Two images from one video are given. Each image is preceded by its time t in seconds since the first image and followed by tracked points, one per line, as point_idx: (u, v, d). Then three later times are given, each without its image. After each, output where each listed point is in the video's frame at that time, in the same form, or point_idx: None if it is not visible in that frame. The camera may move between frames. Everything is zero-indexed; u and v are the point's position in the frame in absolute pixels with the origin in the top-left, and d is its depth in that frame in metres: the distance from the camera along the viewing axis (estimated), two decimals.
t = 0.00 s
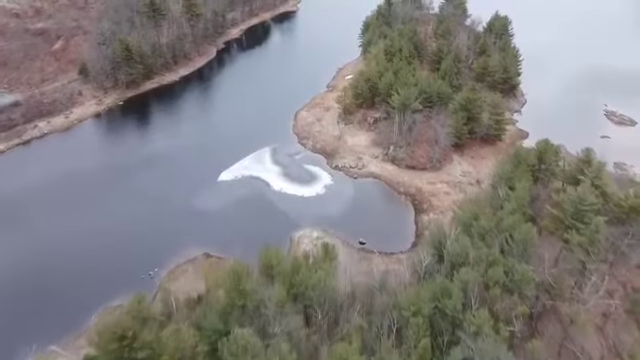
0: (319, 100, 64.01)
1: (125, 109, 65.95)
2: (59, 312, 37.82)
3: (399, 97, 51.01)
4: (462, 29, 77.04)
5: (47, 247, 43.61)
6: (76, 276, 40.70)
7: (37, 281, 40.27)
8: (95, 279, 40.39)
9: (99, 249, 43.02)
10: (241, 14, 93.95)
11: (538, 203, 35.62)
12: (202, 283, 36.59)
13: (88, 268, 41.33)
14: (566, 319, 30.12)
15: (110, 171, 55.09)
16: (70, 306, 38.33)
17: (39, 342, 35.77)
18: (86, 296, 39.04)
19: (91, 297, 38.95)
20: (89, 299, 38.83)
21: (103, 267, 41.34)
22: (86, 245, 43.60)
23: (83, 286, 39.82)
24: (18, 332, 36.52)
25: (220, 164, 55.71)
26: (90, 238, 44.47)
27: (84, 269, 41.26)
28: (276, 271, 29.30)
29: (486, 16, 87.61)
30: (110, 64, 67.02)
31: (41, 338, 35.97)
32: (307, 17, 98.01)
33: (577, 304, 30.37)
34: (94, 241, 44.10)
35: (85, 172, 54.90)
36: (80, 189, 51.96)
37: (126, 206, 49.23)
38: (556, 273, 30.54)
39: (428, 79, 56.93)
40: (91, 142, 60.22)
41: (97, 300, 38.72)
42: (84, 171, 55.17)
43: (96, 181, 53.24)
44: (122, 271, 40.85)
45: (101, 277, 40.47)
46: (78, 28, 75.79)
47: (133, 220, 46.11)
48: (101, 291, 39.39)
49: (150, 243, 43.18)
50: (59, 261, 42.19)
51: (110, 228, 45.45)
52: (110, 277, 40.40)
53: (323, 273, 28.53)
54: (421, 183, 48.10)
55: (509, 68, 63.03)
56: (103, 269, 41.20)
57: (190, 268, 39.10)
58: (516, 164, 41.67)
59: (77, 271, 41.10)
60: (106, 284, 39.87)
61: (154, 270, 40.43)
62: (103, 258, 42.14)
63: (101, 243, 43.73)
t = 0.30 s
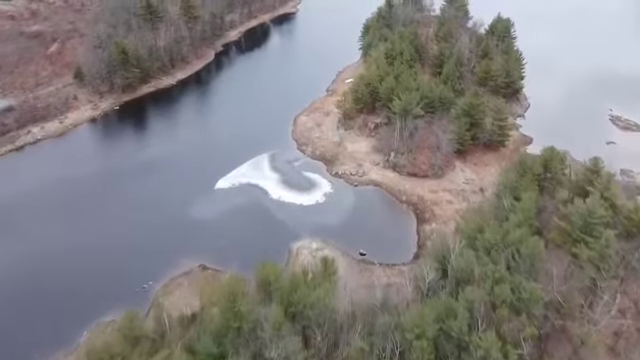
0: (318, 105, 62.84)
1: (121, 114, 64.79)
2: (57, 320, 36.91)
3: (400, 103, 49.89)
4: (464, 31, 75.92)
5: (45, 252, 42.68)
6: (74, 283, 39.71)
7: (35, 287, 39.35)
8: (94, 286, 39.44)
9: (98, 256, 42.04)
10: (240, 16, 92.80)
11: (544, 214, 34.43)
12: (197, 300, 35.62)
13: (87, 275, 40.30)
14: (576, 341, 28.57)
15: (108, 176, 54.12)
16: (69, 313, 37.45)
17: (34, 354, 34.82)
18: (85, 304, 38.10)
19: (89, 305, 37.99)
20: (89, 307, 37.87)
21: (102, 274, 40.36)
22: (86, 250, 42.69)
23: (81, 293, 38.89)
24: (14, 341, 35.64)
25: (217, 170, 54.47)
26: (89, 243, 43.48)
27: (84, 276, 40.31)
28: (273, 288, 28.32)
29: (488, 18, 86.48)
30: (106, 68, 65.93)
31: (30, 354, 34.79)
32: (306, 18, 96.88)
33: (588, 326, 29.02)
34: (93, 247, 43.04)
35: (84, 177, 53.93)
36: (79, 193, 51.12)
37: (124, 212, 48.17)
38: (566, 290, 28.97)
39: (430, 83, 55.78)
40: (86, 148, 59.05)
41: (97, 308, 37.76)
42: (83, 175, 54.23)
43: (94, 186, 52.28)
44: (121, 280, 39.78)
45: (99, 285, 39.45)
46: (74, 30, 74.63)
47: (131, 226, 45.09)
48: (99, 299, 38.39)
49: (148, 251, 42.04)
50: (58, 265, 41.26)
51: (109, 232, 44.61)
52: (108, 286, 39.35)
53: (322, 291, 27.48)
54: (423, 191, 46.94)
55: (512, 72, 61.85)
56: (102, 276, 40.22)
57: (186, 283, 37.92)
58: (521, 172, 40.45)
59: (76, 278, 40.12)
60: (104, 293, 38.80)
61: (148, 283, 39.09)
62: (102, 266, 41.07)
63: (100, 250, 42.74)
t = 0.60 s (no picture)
0: (318, 110, 61.66)
1: (117, 119, 63.61)
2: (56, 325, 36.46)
3: (401, 109, 48.67)
4: (465, 34, 74.70)
5: (44, 256, 42.16)
6: (74, 287, 39.24)
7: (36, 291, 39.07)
8: (95, 291, 38.93)
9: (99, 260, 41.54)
10: (238, 18, 91.64)
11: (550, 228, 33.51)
12: (190, 318, 33.93)
13: (88, 277, 39.98)
14: None
15: (105, 181, 53.15)
16: (65, 321, 36.77)
17: None
18: (84, 309, 37.56)
19: (88, 310, 37.46)
20: (88, 312, 37.33)
21: (103, 278, 39.87)
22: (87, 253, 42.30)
23: (81, 298, 38.38)
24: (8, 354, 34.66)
25: (213, 176, 53.19)
26: (90, 248, 42.98)
27: (85, 279, 39.86)
28: (271, 306, 27.53)
29: (490, 20, 85.38)
30: (101, 72, 64.49)
31: None
32: (306, 20, 95.67)
33: (599, 349, 27.98)
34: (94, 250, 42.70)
35: (81, 181, 53.07)
36: (80, 196, 50.64)
37: (122, 218, 47.27)
38: (575, 310, 28.47)
39: (432, 88, 54.64)
40: (81, 153, 57.88)
41: (96, 312, 37.20)
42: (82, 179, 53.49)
43: (91, 191, 51.31)
44: (120, 285, 39.15)
45: (100, 289, 38.97)
46: (70, 32, 73.45)
47: (131, 232, 44.33)
48: (99, 304, 37.81)
49: (146, 259, 41.20)
50: (60, 269, 40.95)
51: (110, 236, 44.14)
52: (107, 291, 38.73)
53: (321, 311, 26.31)
54: (425, 200, 45.72)
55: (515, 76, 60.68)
56: (103, 279, 39.74)
57: (180, 297, 36.79)
58: (526, 181, 39.25)
59: (77, 282, 39.66)
60: (103, 298, 38.20)
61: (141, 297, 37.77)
62: (104, 268, 40.78)
63: (100, 254, 42.17)
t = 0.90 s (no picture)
0: (317, 115, 60.41)
1: (113, 124, 62.37)
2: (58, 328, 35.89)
3: (402, 116, 47.58)
4: (467, 39, 73.51)
5: (43, 261, 41.48)
6: (76, 289, 38.70)
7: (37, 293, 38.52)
8: (97, 290, 38.50)
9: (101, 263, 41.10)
10: (237, 20, 90.49)
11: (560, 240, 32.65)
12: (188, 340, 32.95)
13: (91, 278, 39.56)
14: None
15: (103, 187, 52.26)
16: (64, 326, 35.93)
17: None
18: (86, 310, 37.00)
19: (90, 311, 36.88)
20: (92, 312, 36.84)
21: (105, 280, 39.39)
22: (89, 255, 41.92)
23: (83, 299, 37.82)
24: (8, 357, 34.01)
25: (210, 183, 51.75)
26: (91, 250, 42.45)
27: (87, 280, 39.42)
28: (268, 327, 26.56)
29: (492, 23, 84.20)
30: (96, 76, 63.60)
31: None
32: (306, 22, 94.36)
33: None
34: (95, 252, 42.27)
35: (79, 187, 52.12)
36: (81, 198, 50.11)
37: (120, 223, 46.38)
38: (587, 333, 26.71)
39: (434, 93, 53.59)
40: (76, 160, 56.59)
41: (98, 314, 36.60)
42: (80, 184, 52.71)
43: (89, 198, 50.18)
44: (121, 287, 38.60)
45: (101, 291, 38.37)
46: (65, 36, 72.30)
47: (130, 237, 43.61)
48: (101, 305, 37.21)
49: (145, 265, 40.38)
50: (62, 270, 40.55)
51: (112, 239, 43.70)
52: (109, 293, 38.13)
53: (321, 333, 25.12)
54: (428, 209, 44.49)
55: (518, 80, 59.29)
56: (105, 280, 39.28)
57: (174, 314, 35.64)
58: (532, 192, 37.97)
59: (78, 284, 39.16)
60: (105, 300, 37.64)
61: (134, 312, 36.35)
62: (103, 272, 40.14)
63: (99, 258, 41.50)
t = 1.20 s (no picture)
0: (316, 120, 59.13)
1: (109, 129, 61.14)
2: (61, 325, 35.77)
3: (404, 122, 46.15)
4: (469, 43, 72.25)
5: (43, 261, 41.47)
6: (77, 288, 38.60)
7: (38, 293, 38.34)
8: (97, 290, 38.42)
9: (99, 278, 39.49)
10: (236, 22, 89.26)
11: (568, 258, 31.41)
12: None
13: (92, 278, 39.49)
14: None
15: (98, 192, 51.02)
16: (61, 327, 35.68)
17: None
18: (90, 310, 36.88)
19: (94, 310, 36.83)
20: (96, 311, 36.73)
21: (105, 280, 39.34)
22: (90, 255, 41.95)
23: (83, 298, 37.73)
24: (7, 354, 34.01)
25: (206, 191, 50.49)
26: (93, 250, 42.50)
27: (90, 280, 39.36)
28: (263, 350, 25.30)
29: (494, 25, 82.97)
30: (91, 81, 62.34)
31: None
32: (305, 25, 93.02)
33: None
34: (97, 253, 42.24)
35: (74, 192, 51.02)
36: (77, 204, 49.05)
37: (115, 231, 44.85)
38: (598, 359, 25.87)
39: (436, 98, 52.38)
40: (70, 165, 55.35)
41: (102, 314, 36.46)
42: (75, 190, 51.52)
43: (83, 204, 48.92)
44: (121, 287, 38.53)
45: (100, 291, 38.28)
46: (60, 39, 71.07)
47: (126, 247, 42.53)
48: (104, 305, 37.14)
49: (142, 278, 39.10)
50: (62, 270, 40.47)
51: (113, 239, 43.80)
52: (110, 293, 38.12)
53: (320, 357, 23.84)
54: (430, 219, 43.26)
55: (522, 85, 58.00)
56: (105, 280, 39.22)
57: (168, 331, 34.48)
58: (538, 203, 36.70)
59: (78, 284, 39.08)
60: (105, 300, 37.56)
61: (126, 330, 35.06)
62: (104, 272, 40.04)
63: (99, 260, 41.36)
